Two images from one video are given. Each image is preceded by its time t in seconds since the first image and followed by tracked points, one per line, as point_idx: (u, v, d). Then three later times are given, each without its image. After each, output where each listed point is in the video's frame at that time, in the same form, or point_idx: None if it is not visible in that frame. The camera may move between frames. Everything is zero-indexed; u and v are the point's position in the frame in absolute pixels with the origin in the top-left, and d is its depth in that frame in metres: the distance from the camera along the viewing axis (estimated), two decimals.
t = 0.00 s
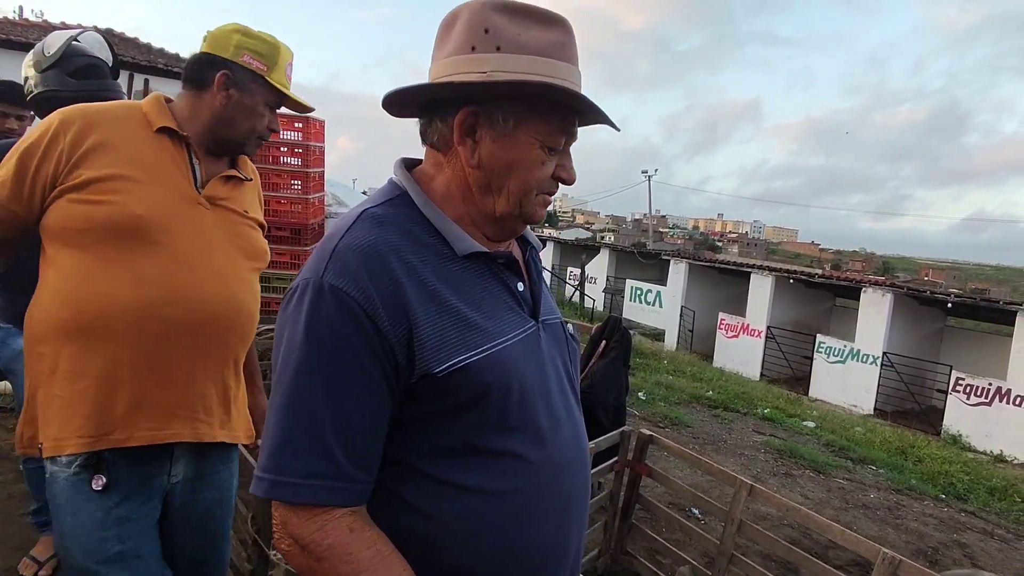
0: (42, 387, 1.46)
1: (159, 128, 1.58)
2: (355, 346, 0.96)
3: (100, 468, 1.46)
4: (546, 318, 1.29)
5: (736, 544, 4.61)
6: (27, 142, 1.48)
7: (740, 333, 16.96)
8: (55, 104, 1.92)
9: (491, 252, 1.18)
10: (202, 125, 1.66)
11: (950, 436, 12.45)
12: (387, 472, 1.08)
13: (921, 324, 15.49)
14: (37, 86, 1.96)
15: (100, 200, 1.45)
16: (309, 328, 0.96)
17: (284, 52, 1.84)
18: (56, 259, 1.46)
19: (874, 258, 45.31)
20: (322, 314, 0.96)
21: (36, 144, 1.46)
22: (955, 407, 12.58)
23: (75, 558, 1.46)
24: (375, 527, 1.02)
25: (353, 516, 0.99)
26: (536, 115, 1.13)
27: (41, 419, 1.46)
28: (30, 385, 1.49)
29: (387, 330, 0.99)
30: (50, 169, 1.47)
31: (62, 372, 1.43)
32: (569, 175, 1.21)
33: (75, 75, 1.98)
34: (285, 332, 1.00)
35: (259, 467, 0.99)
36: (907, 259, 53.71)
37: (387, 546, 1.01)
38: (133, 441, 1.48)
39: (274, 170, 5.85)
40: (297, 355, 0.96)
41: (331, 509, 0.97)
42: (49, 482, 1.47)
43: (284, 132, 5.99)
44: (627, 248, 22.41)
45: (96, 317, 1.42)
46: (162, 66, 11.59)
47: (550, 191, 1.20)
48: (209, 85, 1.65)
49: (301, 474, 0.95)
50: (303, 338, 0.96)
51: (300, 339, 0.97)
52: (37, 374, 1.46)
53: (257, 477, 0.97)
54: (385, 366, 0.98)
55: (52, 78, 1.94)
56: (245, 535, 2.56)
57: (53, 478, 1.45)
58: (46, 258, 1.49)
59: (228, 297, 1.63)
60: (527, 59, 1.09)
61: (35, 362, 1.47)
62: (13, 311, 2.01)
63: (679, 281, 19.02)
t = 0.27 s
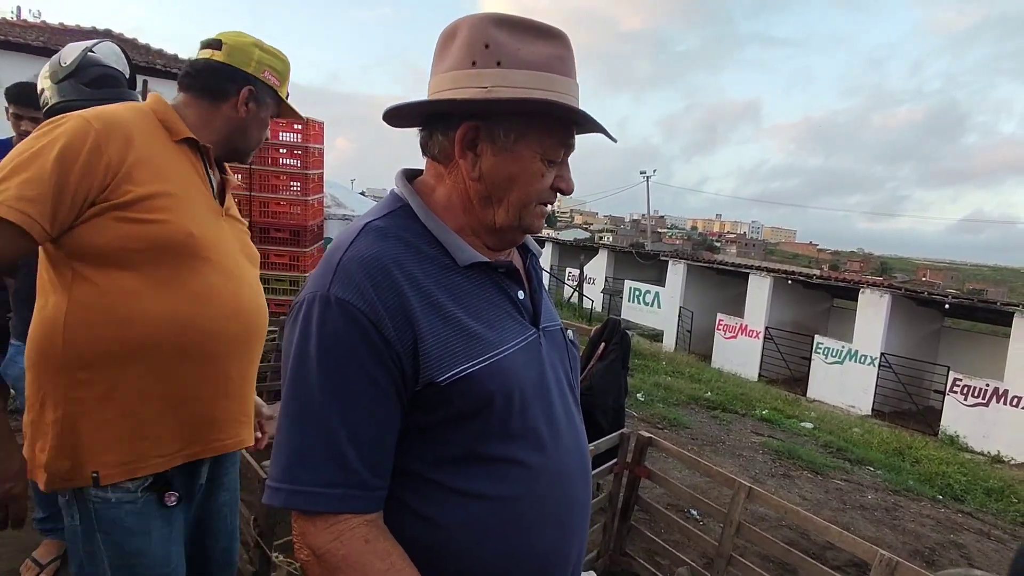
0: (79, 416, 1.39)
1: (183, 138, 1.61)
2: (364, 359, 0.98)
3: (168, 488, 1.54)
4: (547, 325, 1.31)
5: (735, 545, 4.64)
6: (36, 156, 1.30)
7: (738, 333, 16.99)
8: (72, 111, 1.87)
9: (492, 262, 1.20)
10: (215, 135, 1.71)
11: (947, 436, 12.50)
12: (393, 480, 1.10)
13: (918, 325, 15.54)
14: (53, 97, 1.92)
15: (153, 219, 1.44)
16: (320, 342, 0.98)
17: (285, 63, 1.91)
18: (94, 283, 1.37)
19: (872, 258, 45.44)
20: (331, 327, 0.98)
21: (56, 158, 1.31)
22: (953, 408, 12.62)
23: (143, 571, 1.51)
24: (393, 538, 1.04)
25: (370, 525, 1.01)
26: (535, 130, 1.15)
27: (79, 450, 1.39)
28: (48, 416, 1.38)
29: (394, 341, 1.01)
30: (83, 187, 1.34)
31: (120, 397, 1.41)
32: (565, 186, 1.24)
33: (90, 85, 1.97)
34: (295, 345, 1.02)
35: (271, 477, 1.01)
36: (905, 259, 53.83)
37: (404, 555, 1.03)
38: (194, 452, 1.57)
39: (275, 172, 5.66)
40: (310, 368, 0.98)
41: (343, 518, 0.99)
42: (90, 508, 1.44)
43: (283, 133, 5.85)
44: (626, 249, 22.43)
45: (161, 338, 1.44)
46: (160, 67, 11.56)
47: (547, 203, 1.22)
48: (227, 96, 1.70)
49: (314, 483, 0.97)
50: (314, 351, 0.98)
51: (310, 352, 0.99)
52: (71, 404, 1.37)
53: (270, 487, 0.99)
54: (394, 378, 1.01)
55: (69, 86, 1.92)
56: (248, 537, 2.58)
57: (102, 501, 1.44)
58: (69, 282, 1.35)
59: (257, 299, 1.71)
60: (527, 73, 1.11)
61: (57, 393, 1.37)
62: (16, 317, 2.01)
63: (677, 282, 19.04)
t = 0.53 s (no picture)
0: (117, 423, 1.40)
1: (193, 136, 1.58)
2: (358, 360, 0.97)
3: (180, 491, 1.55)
4: (542, 326, 1.31)
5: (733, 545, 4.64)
6: (104, 155, 1.21)
7: (736, 333, 17.00)
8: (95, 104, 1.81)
9: (488, 262, 1.20)
10: (200, 126, 1.66)
11: (944, 436, 12.51)
12: (385, 480, 1.09)
13: (916, 325, 15.56)
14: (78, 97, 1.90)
15: (191, 227, 1.47)
16: (313, 341, 0.97)
17: (271, 54, 1.87)
18: (142, 291, 1.38)
19: (869, 258, 45.52)
20: (325, 328, 0.97)
21: (131, 165, 1.25)
22: (950, 408, 12.63)
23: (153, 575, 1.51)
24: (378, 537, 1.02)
25: (354, 524, 0.99)
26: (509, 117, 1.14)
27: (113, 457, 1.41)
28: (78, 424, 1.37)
29: (387, 341, 1.00)
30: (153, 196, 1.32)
31: (159, 401, 1.46)
32: (550, 174, 1.19)
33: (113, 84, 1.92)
34: (287, 345, 1.01)
35: (260, 476, 1.00)
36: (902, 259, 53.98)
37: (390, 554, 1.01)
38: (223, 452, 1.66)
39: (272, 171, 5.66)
40: (304, 368, 0.97)
41: (331, 517, 0.98)
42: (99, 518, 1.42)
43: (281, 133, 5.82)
44: (624, 249, 22.43)
45: (194, 339, 1.50)
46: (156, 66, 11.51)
47: (532, 192, 1.18)
48: (203, 80, 1.65)
49: (306, 482, 0.96)
50: (307, 351, 0.97)
51: (303, 352, 0.98)
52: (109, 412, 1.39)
53: (259, 486, 0.98)
54: (387, 378, 1.00)
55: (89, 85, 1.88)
56: (244, 537, 2.56)
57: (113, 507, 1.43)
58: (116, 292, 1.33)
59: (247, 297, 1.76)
60: (495, 61, 1.11)
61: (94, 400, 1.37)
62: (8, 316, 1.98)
63: (675, 282, 19.04)
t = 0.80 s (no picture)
0: (138, 426, 1.43)
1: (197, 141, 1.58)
2: (349, 361, 0.97)
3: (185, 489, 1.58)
4: (539, 329, 1.30)
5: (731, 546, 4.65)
6: (148, 175, 1.26)
7: (735, 334, 17.00)
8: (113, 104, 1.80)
9: (484, 265, 1.19)
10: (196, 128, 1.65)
11: (942, 437, 12.53)
12: (378, 481, 1.08)
13: (914, 325, 15.59)
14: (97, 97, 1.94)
15: (205, 231, 1.49)
16: (304, 341, 0.97)
17: (266, 54, 1.81)
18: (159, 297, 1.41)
19: (867, 258, 45.57)
20: (317, 329, 0.97)
21: (168, 178, 1.29)
22: (948, 408, 12.65)
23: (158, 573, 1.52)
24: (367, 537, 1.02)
25: (342, 524, 0.99)
26: (467, 106, 1.13)
27: (133, 459, 1.43)
28: (100, 428, 1.40)
29: (378, 343, 1.00)
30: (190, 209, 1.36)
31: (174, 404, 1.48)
32: (518, 165, 1.13)
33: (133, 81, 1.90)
34: (279, 344, 1.01)
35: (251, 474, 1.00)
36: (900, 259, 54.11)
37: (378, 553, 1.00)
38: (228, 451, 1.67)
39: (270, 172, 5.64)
40: (296, 368, 0.97)
41: (321, 516, 0.97)
42: (112, 520, 1.44)
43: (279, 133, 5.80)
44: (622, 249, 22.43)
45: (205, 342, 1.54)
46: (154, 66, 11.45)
47: (501, 184, 1.14)
48: (192, 81, 1.64)
49: (297, 482, 0.96)
50: (298, 351, 0.97)
51: (294, 351, 0.97)
52: (132, 415, 1.42)
53: (249, 483, 0.98)
54: (378, 380, 1.00)
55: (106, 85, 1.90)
56: (242, 539, 2.55)
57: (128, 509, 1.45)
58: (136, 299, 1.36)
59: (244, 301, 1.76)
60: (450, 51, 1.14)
61: (116, 404, 1.40)
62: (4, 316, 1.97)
63: (674, 282, 19.04)
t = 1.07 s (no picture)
0: (144, 418, 1.41)
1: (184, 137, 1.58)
2: (342, 362, 0.96)
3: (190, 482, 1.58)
4: (538, 330, 1.29)
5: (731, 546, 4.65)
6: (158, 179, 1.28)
7: (734, 334, 17.00)
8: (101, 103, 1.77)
9: (481, 266, 1.18)
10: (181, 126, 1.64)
11: (941, 437, 12.54)
12: (372, 484, 1.07)
13: (912, 326, 15.60)
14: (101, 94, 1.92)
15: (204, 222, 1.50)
16: (294, 342, 0.95)
17: (253, 51, 1.78)
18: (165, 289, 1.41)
19: (866, 259, 45.61)
20: (307, 329, 0.96)
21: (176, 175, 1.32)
22: (946, 408, 12.65)
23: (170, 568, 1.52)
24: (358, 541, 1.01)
25: (333, 528, 0.98)
26: (462, 105, 1.12)
27: (139, 451, 1.41)
28: (106, 421, 1.38)
29: (371, 344, 0.98)
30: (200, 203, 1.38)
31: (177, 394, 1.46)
32: (515, 165, 1.12)
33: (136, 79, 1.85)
34: (270, 344, 0.99)
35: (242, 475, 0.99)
36: (898, 260, 54.21)
37: (369, 557, 1.00)
38: (229, 439, 1.64)
39: (268, 171, 5.61)
40: (287, 368, 0.95)
41: (311, 520, 0.96)
42: (121, 516, 1.43)
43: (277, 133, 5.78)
44: (621, 250, 22.43)
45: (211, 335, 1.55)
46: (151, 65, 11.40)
47: (497, 184, 1.13)
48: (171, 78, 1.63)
49: (288, 485, 0.95)
50: (289, 353, 0.95)
51: (285, 352, 0.96)
52: (138, 406, 1.40)
53: (239, 485, 0.97)
54: (370, 382, 0.98)
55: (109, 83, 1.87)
56: (241, 540, 2.54)
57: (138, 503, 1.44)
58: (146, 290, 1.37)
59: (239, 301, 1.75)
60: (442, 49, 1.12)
61: (121, 397, 1.38)
62: None
63: (673, 283, 19.03)
